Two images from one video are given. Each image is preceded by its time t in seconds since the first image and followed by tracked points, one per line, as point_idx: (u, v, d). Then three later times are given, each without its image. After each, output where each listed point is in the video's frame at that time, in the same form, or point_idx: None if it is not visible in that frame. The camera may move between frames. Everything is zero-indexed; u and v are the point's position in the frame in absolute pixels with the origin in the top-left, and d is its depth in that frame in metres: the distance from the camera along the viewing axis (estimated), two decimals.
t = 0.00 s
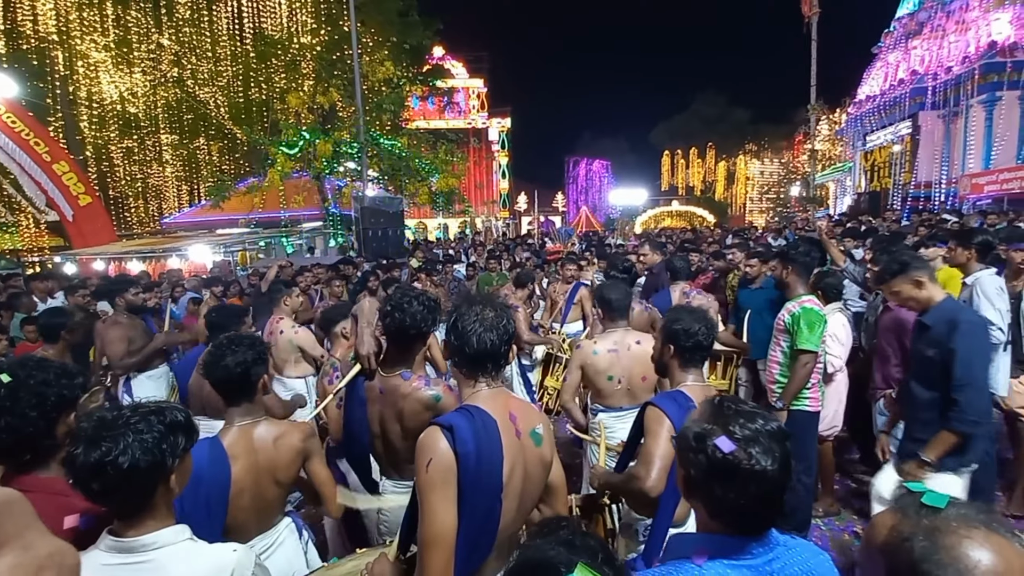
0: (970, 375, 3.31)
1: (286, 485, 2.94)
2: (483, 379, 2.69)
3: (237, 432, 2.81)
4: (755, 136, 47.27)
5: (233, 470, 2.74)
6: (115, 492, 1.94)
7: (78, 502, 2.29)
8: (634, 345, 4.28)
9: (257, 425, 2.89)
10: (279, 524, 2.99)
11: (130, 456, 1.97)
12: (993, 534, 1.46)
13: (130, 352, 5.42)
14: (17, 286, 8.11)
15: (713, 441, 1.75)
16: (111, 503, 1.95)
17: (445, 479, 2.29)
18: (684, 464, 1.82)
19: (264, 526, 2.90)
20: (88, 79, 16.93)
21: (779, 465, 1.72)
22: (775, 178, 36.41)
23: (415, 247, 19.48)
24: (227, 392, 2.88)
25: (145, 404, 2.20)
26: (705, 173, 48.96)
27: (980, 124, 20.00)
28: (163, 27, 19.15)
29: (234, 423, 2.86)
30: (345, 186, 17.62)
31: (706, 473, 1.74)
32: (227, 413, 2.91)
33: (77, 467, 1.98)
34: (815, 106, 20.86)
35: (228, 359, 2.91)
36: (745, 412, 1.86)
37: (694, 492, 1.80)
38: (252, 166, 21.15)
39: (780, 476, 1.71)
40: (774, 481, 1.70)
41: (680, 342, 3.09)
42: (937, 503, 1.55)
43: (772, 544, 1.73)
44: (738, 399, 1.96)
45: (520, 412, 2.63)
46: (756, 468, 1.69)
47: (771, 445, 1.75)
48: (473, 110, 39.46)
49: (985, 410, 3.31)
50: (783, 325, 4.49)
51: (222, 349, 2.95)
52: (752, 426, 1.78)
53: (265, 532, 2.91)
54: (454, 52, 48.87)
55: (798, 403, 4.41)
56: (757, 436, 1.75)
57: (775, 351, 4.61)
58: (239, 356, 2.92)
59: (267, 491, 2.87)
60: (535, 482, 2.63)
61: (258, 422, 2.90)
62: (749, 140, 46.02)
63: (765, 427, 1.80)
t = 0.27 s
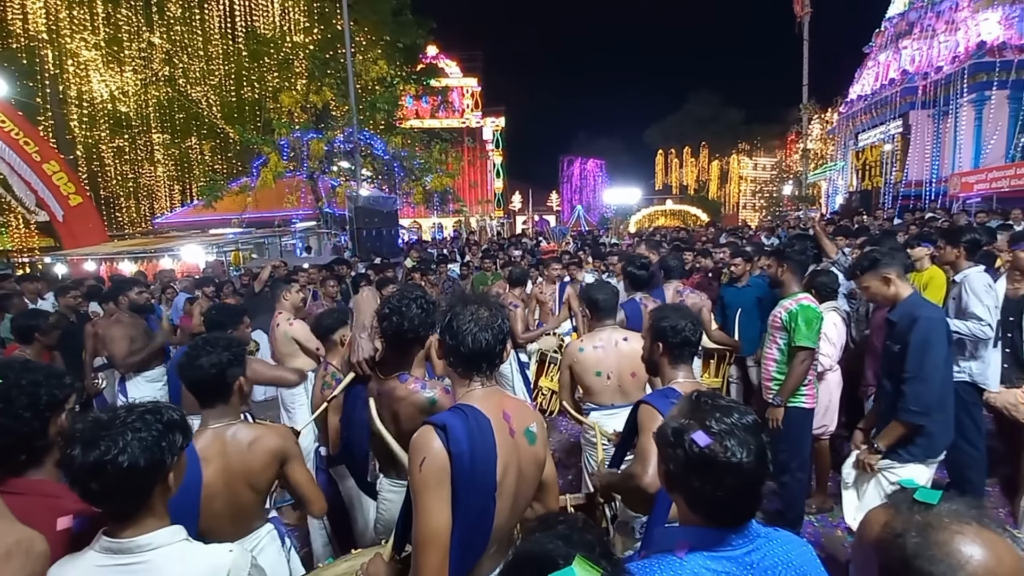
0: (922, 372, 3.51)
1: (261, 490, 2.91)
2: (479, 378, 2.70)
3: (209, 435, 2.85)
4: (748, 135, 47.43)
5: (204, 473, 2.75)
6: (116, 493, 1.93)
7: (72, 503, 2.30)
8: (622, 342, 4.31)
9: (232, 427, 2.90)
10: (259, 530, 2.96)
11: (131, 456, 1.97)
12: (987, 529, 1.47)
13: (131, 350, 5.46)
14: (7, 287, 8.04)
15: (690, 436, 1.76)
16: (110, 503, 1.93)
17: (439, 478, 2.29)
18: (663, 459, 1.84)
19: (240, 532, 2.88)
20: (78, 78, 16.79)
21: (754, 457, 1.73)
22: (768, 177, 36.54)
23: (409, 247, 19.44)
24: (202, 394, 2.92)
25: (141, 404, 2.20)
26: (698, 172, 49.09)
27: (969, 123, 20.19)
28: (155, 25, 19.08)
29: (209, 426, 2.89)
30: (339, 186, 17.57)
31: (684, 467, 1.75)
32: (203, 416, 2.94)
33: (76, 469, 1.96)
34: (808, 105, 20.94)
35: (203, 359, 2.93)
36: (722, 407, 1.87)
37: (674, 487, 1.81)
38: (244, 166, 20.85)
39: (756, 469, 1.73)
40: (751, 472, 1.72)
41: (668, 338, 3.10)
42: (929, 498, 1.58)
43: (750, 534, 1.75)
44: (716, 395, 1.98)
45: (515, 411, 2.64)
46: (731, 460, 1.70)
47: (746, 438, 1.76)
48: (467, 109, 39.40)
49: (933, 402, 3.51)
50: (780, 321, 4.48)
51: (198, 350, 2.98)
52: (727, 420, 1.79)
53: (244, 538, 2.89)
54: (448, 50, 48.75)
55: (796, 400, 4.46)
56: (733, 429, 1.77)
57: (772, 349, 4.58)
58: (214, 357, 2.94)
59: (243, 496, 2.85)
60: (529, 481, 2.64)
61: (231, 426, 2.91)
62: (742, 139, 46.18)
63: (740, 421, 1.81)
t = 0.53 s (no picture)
0: (897, 378, 3.69)
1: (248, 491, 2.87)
2: (473, 379, 2.68)
3: (196, 436, 2.83)
4: (744, 137, 47.56)
5: (188, 473, 2.75)
6: (115, 494, 1.90)
7: (67, 505, 2.23)
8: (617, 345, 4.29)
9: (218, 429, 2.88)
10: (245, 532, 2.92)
11: (132, 456, 1.96)
12: (981, 527, 1.46)
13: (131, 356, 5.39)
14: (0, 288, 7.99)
15: (674, 435, 1.76)
16: (108, 504, 1.91)
17: (436, 478, 2.28)
18: (649, 459, 1.83)
19: (222, 535, 2.85)
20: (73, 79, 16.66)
21: (738, 454, 1.73)
22: (763, 179, 36.63)
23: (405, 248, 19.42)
24: (189, 395, 2.89)
25: (140, 405, 2.19)
26: (694, 173, 49.19)
27: (963, 125, 20.28)
28: (150, 26, 19.08)
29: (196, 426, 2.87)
30: (335, 187, 17.54)
31: (668, 466, 1.75)
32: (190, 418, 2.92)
33: (75, 469, 1.94)
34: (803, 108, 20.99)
35: (189, 361, 2.91)
36: (705, 405, 1.86)
37: (660, 486, 1.80)
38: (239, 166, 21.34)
39: (740, 465, 1.73)
40: (735, 469, 1.71)
41: (660, 338, 3.10)
42: (924, 497, 1.57)
43: (737, 530, 1.75)
44: (699, 393, 1.97)
45: (510, 411, 2.62)
46: (714, 458, 1.70)
47: (728, 435, 1.75)
48: (464, 111, 39.40)
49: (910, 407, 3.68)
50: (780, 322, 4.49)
51: (185, 353, 2.97)
52: (710, 418, 1.79)
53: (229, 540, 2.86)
54: (444, 52, 48.72)
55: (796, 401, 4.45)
56: (716, 427, 1.76)
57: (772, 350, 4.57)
58: (200, 360, 2.92)
59: (226, 499, 2.82)
60: (525, 482, 2.62)
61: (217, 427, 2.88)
62: (738, 141, 46.28)
63: (722, 418, 1.80)
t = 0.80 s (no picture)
0: (873, 382, 3.52)
1: (262, 486, 2.92)
2: (468, 382, 2.69)
3: (216, 434, 2.83)
4: (742, 138, 47.66)
5: (213, 469, 2.73)
6: (115, 498, 1.90)
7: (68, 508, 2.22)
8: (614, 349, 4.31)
9: (236, 429, 2.89)
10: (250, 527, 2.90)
11: (131, 460, 1.96)
12: (975, 526, 1.47)
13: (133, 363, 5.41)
14: None
15: (666, 435, 1.77)
16: (106, 507, 1.91)
17: (431, 480, 2.27)
18: (642, 459, 1.83)
19: (233, 532, 2.83)
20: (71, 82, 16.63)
21: (727, 453, 1.74)
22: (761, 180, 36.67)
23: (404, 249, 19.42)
24: (210, 399, 2.90)
25: (140, 409, 2.19)
26: (692, 174, 49.28)
27: (959, 126, 20.32)
28: (148, 28, 19.06)
29: (214, 426, 2.88)
30: (334, 189, 17.54)
31: (660, 466, 1.76)
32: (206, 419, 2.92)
33: (75, 474, 1.94)
34: (800, 109, 20.99)
35: (213, 367, 2.91)
36: (696, 405, 1.87)
37: (655, 488, 1.80)
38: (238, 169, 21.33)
39: (731, 464, 1.73)
40: (726, 467, 1.71)
41: (648, 338, 3.11)
42: (920, 496, 1.62)
43: (731, 529, 1.75)
44: (691, 394, 1.98)
45: (506, 413, 2.62)
46: (705, 456, 1.70)
47: (719, 434, 1.76)
48: (462, 113, 39.46)
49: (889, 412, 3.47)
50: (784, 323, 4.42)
51: (205, 357, 2.96)
52: (700, 418, 1.80)
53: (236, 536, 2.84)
54: (443, 53, 48.78)
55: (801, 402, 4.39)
56: (707, 427, 1.77)
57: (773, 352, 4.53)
58: (224, 365, 2.92)
59: (242, 492, 2.83)
60: (519, 484, 2.62)
61: (235, 429, 2.90)
62: (736, 142, 46.33)
63: (713, 418, 1.81)
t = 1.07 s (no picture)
0: (853, 384, 3.48)
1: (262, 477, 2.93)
2: (464, 379, 2.68)
3: (224, 426, 2.85)
4: (744, 136, 47.53)
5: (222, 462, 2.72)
6: (117, 496, 1.89)
7: (71, 507, 2.20)
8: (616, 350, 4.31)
9: (243, 422, 2.92)
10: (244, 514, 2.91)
11: (131, 460, 1.93)
12: (978, 523, 1.44)
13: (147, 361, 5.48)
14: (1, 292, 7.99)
15: (668, 433, 1.75)
16: (107, 506, 1.89)
17: (425, 476, 2.26)
18: (644, 458, 1.82)
19: (234, 514, 2.82)
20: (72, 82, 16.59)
21: (731, 450, 1.73)
22: (764, 177, 36.57)
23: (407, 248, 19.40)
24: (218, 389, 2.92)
25: (141, 409, 2.18)
26: (695, 172, 49.16)
27: (963, 123, 20.23)
28: (149, 28, 18.98)
29: (222, 418, 2.91)
30: (336, 189, 17.50)
31: (663, 464, 1.74)
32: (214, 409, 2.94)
33: (75, 473, 1.91)
34: (803, 106, 20.91)
35: (224, 358, 2.95)
36: (698, 402, 1.87)
37: (656, 486, 1.79)
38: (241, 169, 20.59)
39: (734, 460, 1.72)
40: (729, 465, 1.71)
41: (645, 335, 3.09)
42: (923, 493, 1.57)
43: (733, 526, 1.72)
44: (691, 392, 1.97)
45: (501, 410, 2.60)
46: (708, 453, 1.69)
47: (721, 431, 1.75)
48: (464, 111, 39.43)
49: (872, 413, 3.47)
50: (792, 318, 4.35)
51: (217, 349, 3.00)
52: (703, 415, 1.79)
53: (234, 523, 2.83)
54: (445, 52, 48.73)
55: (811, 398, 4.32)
56: (709, 423, 1.76)
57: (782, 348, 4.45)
58: (234, 356, 2.97)
59: (245, 484, 2.84)
60: (515, 481, 2.59)
61: (242, 421, 2.92)
62: (739, 140, 46.21)
63: (714, 415, 1.80)
